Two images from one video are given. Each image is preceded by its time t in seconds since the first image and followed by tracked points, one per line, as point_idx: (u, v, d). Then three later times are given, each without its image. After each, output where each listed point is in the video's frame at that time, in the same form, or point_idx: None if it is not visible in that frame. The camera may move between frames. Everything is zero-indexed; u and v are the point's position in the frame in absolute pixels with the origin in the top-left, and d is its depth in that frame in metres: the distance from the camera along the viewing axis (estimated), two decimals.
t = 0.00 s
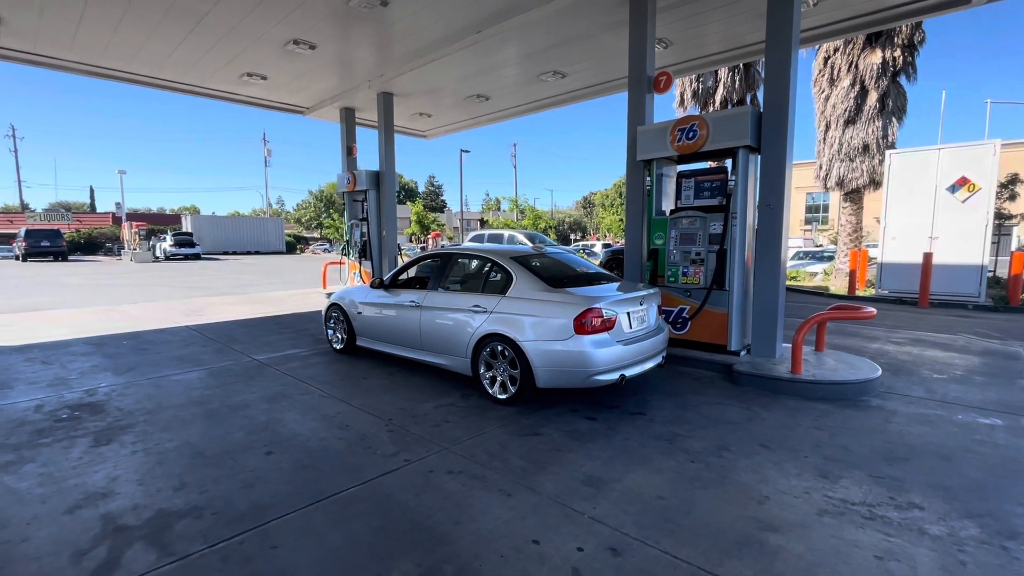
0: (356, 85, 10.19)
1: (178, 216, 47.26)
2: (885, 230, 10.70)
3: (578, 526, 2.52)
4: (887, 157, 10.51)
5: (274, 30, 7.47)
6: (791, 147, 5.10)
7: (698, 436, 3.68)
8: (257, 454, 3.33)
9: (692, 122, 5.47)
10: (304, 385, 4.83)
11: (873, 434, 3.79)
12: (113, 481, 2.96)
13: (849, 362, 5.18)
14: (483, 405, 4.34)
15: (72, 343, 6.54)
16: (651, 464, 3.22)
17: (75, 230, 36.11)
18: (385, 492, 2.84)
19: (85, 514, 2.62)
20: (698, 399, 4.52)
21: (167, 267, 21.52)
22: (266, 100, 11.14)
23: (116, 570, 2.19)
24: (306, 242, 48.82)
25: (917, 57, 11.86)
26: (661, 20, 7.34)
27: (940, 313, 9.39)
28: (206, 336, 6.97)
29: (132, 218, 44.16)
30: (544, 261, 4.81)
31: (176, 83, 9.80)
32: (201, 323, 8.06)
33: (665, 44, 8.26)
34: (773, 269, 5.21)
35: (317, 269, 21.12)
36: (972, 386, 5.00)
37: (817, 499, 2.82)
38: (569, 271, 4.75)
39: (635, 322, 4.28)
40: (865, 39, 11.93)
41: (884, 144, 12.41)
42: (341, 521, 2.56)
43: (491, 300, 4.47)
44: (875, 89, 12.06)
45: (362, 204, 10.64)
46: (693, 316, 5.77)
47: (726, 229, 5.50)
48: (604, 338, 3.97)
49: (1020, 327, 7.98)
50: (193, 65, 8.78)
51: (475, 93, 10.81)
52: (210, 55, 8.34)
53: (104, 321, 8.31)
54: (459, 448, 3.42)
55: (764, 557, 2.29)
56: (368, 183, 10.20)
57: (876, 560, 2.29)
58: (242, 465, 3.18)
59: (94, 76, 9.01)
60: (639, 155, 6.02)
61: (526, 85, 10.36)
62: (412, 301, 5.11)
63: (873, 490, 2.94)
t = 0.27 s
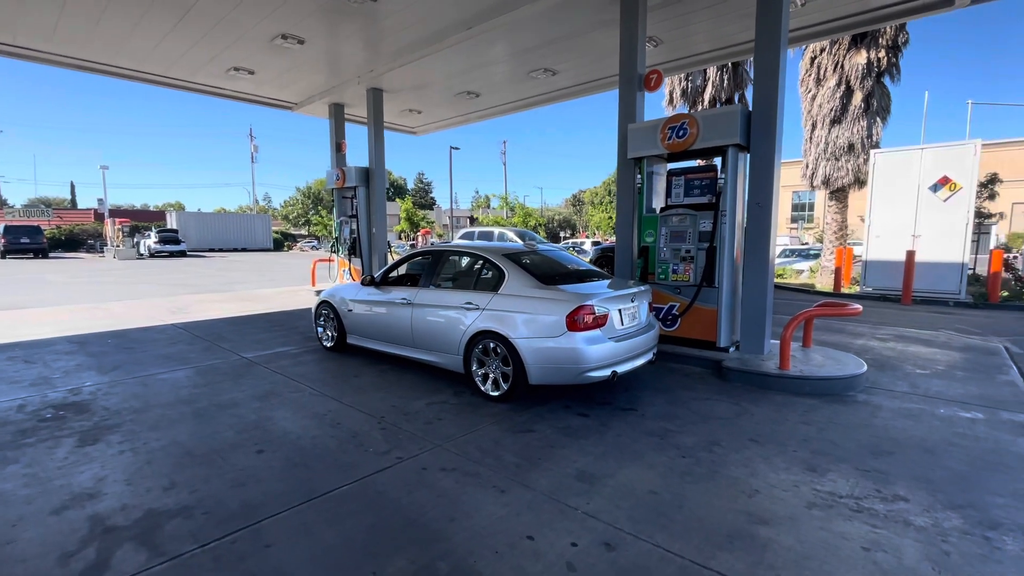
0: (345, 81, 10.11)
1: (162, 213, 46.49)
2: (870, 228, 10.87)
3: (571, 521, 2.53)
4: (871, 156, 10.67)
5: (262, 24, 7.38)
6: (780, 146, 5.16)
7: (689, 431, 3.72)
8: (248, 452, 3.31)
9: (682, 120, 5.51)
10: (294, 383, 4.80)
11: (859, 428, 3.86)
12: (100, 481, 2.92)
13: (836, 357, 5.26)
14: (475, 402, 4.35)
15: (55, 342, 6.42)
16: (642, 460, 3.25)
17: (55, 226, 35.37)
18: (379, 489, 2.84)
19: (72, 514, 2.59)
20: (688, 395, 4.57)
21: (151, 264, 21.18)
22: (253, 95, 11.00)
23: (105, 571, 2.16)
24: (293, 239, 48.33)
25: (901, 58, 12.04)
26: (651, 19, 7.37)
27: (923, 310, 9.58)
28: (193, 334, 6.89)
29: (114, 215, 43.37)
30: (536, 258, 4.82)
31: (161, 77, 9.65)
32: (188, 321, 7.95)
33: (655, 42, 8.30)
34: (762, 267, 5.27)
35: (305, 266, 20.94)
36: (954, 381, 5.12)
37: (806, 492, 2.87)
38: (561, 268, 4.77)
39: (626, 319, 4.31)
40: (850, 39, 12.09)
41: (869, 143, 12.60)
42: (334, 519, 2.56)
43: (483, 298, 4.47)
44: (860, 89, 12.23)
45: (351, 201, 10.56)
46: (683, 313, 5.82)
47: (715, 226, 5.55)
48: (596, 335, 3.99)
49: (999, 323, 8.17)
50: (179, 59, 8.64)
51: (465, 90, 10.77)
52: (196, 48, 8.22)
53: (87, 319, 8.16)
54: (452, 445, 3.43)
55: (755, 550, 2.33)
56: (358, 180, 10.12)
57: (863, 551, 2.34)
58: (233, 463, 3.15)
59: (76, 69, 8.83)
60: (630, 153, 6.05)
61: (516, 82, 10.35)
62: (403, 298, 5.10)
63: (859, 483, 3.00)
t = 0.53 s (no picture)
0: (336, 77, 10.04)
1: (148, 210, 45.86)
2: (857, 226, 11.01)
3: (565, 517, 2.55)
4: (859, 155, 10.79)
5: (250, 18, 7.30)
6: (769, 144, 5.21)
7: (681, 427, 3.76)
8: (240, 451, 3.29)
9: (674, 118, 5.55)
10: (286, 382, 4.77)
11: (847, 423, 3.92)
12: (90, 482, 2.89)
13: (825, 353, 5.33)
14: (469, 400, 4.35)
15: (40, 341, 6.33)
16: (635, 455, 3.28)
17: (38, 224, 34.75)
18: (373, 487, 2.84)
19: (62, 515, 2.56)
20: (679, 391, 4.61)
21: (137, 262, 20.91)
22: (242, 91, 10.88)
23: (97, 572, 2.14)
24: (283, 236, 47.91)
25: (887, 57, 12.19)
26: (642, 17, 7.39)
27: (908, 306, 9.74)
28: (182, 333, 6.82)
29: (99, 212, 42.70)
30: (528, 255, 4.83)
31: (147, 72, 9.51)
32: (176, 319, 7.87)
33: (647, 40, 8.33)
34: (752, 264, 5.33)
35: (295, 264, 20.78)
36: (939, 375, 5.21)
37: (796, 486, 2.91)
38: (553, 265, 4.78)
39: (619, 316, 4.34)
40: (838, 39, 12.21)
41: (856, 141, 12.75)
42: (328, 517, 2.55)
43: (476, 295, 4.47)
44: (847, 87, 12.37)
45: (342, 198, 10.51)
46: (674, 310, 5.87)
47: (706, 224, 5.60)
48: (589, 332, 4.01)
49: (982, 319, 8.33)
50: (166, 53, 8.53)
51: (457, 87, 10.74)
52: (184, 43, 8.11)
53: (73, 318, 8.04)
54: (446, 442, 3.43)
55: (746, 543, 2.36)
56: (349, 177, 10.06)
57: (852, 543, 2.38)
58: (225, 462, 3.14)
59: (60, 64, 8.68)
60: (621, 151, 6.08)
61: (508, 79, 10.34)
62: (395, 296, 5.08)
63: (847, 476, 3.05)
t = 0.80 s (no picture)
0: (327, 74, 9.97)
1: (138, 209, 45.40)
2: (848, 223, 11.09)
3: (561, 514, 2.55)
4: (850, 152, 10.87)
5: (240, 15, 7.23)
6: (762, 142, 5.23)
7: (675, 423, 3.77)
8: (233, 451, 3.26)
9: (667, 116, 5.55)
10: (279, 381, 4.74)
11: (839, 418, 3.96)
12: (80, 483, 2.86)
13: (816, 349, 5.37)
14: (463, 398, 4.35)
15: (28, 342, 6.25)
16: (630, 452, 3.29)
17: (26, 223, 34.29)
18: (368, 486, 2.83)
19: (52, 517, 2.53)
20: (673, 388, 4.63)
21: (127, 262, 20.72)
22: (233, 88, 10.78)
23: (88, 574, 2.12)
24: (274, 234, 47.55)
25: (877, 56, 12.27)
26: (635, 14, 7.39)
27: (898, 302, 9.83)
28: (173, 333, 6.76)
29: (88, 211, 42.20)
30: (522, 253, 4.83)
31: (136, 68, 9.40)
32: (167, 319, 7.79)
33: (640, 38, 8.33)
34: (745, 261, 5.35)
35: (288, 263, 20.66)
36: (929, 370, 5.27)
37: (789, 481, 2.93)
38: (547, 263, 4.78)
39: (613, 313, 4.34)
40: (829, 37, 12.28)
41: (847, 139, 12.84)
42: (323, 517, 2.54)
43: (470, 293, 4.46)
44: (838, 85, 12.44)
45: (335, 196, 10.45)
46: (668, 307, 5.89)
47: (699, 221, 5.62)
48: (583, 329, 4.02)
49: (971, 315, 8.43)
50: (155, 50, 8.43)
51: (450, 84, 10.69)
52: (173, 39, 8.02)
53: (61, 318, 7.95)
54: (440, 440, 3.43)
55: (741, 538, 2.38)
56: (341, 175, 9.99)
57: (844, 537, 2.40)
58: (218, 462, 3.11)
59: (47, 60, 8.55)
60: (615, 148, 6.08)
61: (501, 77, 10.31)
62: (389, 294, 5.06)
63: (839, 470, 3.08)
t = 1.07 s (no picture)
0: (322, 72, 9.92)
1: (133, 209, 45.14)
2: (843, 220, 11.12)
3: (557, 513, 2.55)
4: (844, 150, 10.90)
5: (233, 12, 7.17)
6: (757, 139, 5.23)
7: (671, 421, 3.77)
8: (227, 452, 3.24)
9: (662, 113, 5.54)
10: (274, 381, 4.71)
11: (835, 415, 3.96)
12: (72, 486, 2.83)
13: (812, 346, 5.38)
14: (459, 397, 4.33)
15: (20, 343, 6.19)
16: (626, 450, 3.28)
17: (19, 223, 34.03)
18: (363, 486, 2.82)
19: (43, 520, 2.50)
20: (669, 385, 4.63)
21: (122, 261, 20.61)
22: (227, 86, 10.71)
23: None
24: (270, 234, 47.37)
25: (872, 53, 12.29)
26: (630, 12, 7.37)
27: (893, 299, 9.88)
28: (167, 333, 6.71)
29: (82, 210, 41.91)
30: (518, 251, 4.81)
31: (128, 67, 9.32)
32: (161, 319, 7.75)
33: (635, 35, 8.31)
34: (740, 259, 5.36)
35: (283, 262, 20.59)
36: (923, 367, 5.29)
37: (785, 478, 2.93)
38: (543, 261, 4.77)
39: (609, 311, 4.34)
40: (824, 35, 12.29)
41: (842, 137, 12.87)
42: (318, 517, 2.52)
43: (466, 291, 4.45)
44: (833, 83, 12.46)
45: (330, 195, 10.42)
46: (664, 304, 5.89)
47: (695, 219, 5.62)
48: (579, 327, 4.01)
49: (965, 311, 8.47)
50: (147, 48, 8.35)
51: (445, 82, 10.65)
52: (165, 37, 7.95)
53: (54, 319, 7.88)
54: (436, 440, 3.41)
55: (737, 536, 2.38)
56: (337, 173, 9.94)
57: (840, 534, 2.40)
58: (212, 463, 3.09)
59: (37, 58, 8.46)
60: (610, 146, 6.07)
61: (496, 75, 10.28)
62: (384, 293, 5.04)
63: (835, 467, 3.08)
